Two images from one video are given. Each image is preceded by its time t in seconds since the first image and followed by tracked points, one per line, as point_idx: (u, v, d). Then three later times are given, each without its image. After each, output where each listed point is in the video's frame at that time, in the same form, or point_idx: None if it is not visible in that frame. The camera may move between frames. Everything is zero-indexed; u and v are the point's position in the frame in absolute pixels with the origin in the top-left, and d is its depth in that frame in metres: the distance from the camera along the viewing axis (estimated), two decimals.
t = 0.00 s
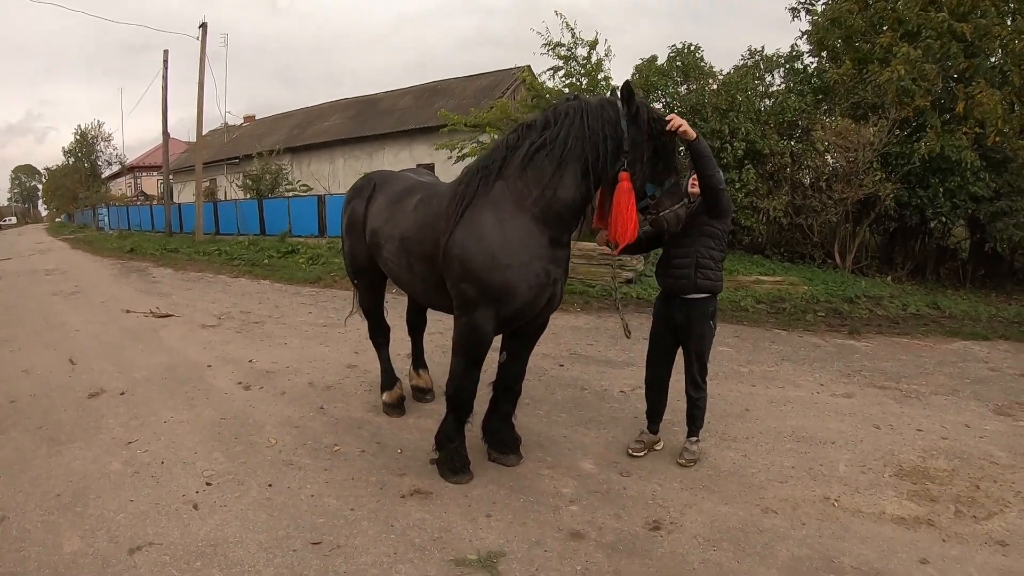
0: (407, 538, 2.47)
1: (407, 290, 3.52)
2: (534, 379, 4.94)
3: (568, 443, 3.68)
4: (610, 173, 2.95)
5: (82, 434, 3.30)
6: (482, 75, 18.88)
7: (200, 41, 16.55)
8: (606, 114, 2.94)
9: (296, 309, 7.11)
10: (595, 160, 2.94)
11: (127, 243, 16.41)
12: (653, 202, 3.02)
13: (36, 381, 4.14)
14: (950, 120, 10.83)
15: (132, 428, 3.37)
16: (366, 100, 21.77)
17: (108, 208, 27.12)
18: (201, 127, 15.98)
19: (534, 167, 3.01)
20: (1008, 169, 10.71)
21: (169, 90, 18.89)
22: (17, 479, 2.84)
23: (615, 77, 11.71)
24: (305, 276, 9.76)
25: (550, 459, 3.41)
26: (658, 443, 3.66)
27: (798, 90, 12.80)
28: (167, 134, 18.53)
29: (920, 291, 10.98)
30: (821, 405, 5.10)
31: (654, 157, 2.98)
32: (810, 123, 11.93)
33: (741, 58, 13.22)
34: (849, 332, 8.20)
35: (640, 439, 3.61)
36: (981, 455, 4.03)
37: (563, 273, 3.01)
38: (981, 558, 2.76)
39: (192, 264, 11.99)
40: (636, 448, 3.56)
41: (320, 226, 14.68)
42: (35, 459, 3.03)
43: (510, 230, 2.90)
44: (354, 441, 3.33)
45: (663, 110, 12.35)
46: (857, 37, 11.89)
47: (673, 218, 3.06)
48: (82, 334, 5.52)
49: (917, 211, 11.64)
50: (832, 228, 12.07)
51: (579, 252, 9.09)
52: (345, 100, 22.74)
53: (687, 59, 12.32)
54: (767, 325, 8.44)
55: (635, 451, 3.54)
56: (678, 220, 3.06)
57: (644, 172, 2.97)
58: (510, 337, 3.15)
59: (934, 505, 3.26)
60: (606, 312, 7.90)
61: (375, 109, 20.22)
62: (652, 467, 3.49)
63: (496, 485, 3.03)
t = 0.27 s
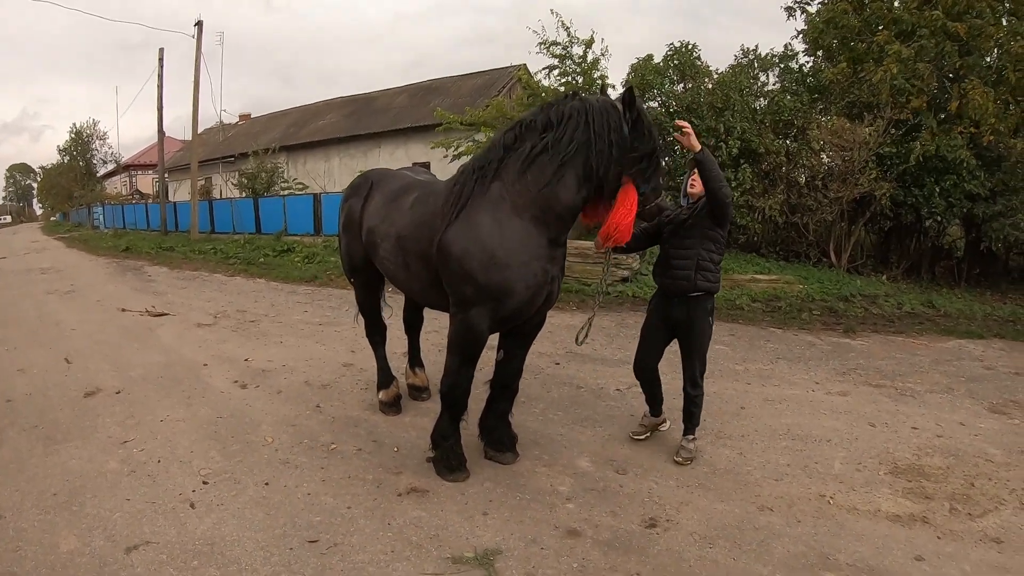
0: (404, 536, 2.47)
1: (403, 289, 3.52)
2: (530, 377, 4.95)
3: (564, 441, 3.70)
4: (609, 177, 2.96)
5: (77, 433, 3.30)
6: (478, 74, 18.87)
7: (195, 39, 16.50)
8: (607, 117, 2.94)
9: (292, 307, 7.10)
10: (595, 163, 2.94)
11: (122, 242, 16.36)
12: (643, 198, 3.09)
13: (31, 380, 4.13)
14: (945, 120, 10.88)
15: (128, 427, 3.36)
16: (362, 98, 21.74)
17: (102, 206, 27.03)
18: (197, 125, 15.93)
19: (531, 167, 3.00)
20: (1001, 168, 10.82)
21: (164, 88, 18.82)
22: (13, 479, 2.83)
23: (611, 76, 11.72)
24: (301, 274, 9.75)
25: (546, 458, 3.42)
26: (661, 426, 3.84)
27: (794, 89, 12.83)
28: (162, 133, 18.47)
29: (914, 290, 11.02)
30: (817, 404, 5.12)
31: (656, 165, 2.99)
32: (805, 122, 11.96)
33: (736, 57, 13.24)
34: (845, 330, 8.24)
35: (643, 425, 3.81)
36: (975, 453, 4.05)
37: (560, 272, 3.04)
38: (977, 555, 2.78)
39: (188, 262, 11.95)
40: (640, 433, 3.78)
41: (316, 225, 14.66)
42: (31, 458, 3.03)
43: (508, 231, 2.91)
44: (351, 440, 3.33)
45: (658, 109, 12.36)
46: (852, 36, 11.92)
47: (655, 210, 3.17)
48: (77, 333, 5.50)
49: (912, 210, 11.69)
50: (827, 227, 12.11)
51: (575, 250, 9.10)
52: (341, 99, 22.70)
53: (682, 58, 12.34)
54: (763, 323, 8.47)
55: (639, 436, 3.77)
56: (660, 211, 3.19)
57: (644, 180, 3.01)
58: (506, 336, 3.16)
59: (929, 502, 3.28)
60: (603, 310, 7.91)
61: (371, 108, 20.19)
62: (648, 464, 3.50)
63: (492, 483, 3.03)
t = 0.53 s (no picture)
0: (402, 533, 2.48)
1: (401, 286, 3.51)
2: (527, 374, 4.96)
3: (562, 437, 3.71)
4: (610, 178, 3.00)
5: (74, 432, 3.29)
6: (474, 72, 18.86)
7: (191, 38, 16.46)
8: (607, 123, 3.00)
9: (289, 306, 7.10)
10: (596, 165, 2.98)
11: (118, 241, 16.31)
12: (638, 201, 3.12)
13: (27, 379, 4.12)
14: (940, 118, 10.94)
15: (125, 426, 3.36)
16: (358, 97, 21.71)
17: (98, 206, 26.96)
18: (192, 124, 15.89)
19: (532, 164, 3.01)
20: (996, 165, 10.80)
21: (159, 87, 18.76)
22: (11, 478, 2.83)
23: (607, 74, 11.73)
24: (298, 273, 9.74)
25: (544, 454, 3.43)
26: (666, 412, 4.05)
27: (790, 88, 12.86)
28: (157, 132, 18.42)
29: (909, 287, 11.06)
30: (813, 400, 5.14)
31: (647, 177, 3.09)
32: (801, 121, 11.99)
33: (731, 56, 13.27)
34: (841, 328, 8.27)
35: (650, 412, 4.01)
36: (971, 449, 4.08)
37: (559, 270, 3.06)
38: (972, 550, 2.79)
39: (184, 262, 11.93)
40: (650, 420, 3.98)
41: (313, 224, 14.64)
42: (29, 457, 3.03)
43: (510, 228, 2.90)
44: (349, 438, 3.34)
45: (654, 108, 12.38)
46: (848, 34, 11.96)
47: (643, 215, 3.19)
48: (73, 332, 5.49)
49: (907, 208, 11.73)
50: (823, 224, 12.15)
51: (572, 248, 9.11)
52: (337, 98, 22.67)
53: (678, 56, 12.38)
54: (759, 321, 8.50)
55: (649, 423, 3.98)
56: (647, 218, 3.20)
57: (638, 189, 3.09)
58: (505, 332, 3.17)
59: (924, 498, 3.30)
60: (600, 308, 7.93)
61: (367, 107, 20.17)
62: (645, 461, 3.52)
63: (490, 480, 3.04)
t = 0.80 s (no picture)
0: (403, 525, 2.49)
1: (400, 280, 3.52)
2: (527, 368, 4.98)
3: (561, 430, 3.72)
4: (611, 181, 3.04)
5: (75, 428, 3.31)
6: (472, 68, 18.84)
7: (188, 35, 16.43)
8: (620, 131, 3.06)
9: (288, 302, 7.11)
10: (602, 172, 3.02)
11: (117, 239, 16.31)
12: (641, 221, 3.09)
13: (28, 375, 4.14)
14: (939, 112, 10.96)
15: (126, 422, 3.37)
16: (356, 93, 21.67)
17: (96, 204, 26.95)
18: (190, 122, 15.87)
19: (538, 161, 3.02)
20: (995, 159, 10.81)
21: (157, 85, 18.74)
22: (13, 473, 2.85)
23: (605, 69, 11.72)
24: (297, 269, 9.75)
25: (543, 447, 3.44)
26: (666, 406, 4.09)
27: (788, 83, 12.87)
28: (156, 130, 18.40)
29: (908, 281, 11.08)
30: (811, 393, 5.16)
31: (655, 179, 3.09)
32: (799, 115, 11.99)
33: (729, 51, 13.26)
34: (839, 321, 8.29)
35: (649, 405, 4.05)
36: (970, 441, 4.10)
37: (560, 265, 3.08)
38: (971, 540, 2.81)
39: (183, 259, 11.93)
40: (649, 413, 4.01)
41: (311, 220, 14.63)
42: (31, 453, 3.04)
43: (514, 222, 2.91)
44: (349, 431, 3.35)
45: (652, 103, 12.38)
46: (845, 29, 11.95)
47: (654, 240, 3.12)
48: (73, 329, 5.50)
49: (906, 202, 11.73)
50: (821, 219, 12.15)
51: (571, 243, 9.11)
52: (335, 94, 22.65)
53: (674, 51, 12.38)
54: (758, 315, 8.51)
55: (648, 416, 4.01)
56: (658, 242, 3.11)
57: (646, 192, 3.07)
58: (504, 325, 3.18)
59: (924, 489, 3.32)
60: (598, 302, 7.94)
61: (365, 103, 20.13)
62: (644, 453, 3.53)
63: (490, 472, 3.06)
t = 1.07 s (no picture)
0: (396, 520, 2.52)
1: (399, 275, 3.54)
2: (524, 364, 5.00)
3: (556, 426, 3.75)
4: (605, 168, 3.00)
5: (73, 425, 3.33)
6: (471, 64, 18.81)
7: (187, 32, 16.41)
8: (605, 110, 2.97)
9: (287, 299, 7.14)
10: (594, 157, 2.98)
11: (116, 237, 16.33)
12: (661, 191, 3.00)
13: (27, 373, 4.16)
14: (938, 107, 10.94)
15: (123, 419, 3.40)
16: (355, 90, 21.65)
17: (96, 202, 26.97)
18: (190, 119, 15.87)
19: (531, 154, 3.02)
20: (995, 154, 10.73)
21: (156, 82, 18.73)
22: (11, 470, 2.88)
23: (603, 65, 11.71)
24: (296, 266, 9.77)
25: (538, 443, 3.46)
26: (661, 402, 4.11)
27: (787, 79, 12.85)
28: (155, 127, 18.40)
29: (907, 277, 11.07)
30: (808, 389, 5.18)
31: (650, 143, 2.92)
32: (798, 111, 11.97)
33: (728, 46, 13.24)
34: (838, 317, 8.29)
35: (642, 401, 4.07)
36: (966, 437, 4.11)
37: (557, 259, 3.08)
38: (966, 537, 2.83)
39: (182, 257, 11.95)
40: (644, 409, 4.04)
41: (311, 217, 14.64)
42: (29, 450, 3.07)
43: (508, 216, 2.92)
44: (344, 427, 3.38)
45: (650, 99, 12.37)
46: (845, 24, 11.93)
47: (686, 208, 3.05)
48: (72, 327, 5.52)
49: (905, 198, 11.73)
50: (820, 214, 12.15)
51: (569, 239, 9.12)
52: (334, 91, 22.63)
53: (673, 47, 12.36)
54: (756, 311, 8.52)
55: (644, 412, 4.03)
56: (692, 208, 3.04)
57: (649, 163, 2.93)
58: (502, 320, 3.20)
59: (918, 485, 3.34)
60: (596, 299, 7.95)
61: (364, 100, 20.11)
62: (638, 448, 3.56)
63: (484, 468, 3.08)
